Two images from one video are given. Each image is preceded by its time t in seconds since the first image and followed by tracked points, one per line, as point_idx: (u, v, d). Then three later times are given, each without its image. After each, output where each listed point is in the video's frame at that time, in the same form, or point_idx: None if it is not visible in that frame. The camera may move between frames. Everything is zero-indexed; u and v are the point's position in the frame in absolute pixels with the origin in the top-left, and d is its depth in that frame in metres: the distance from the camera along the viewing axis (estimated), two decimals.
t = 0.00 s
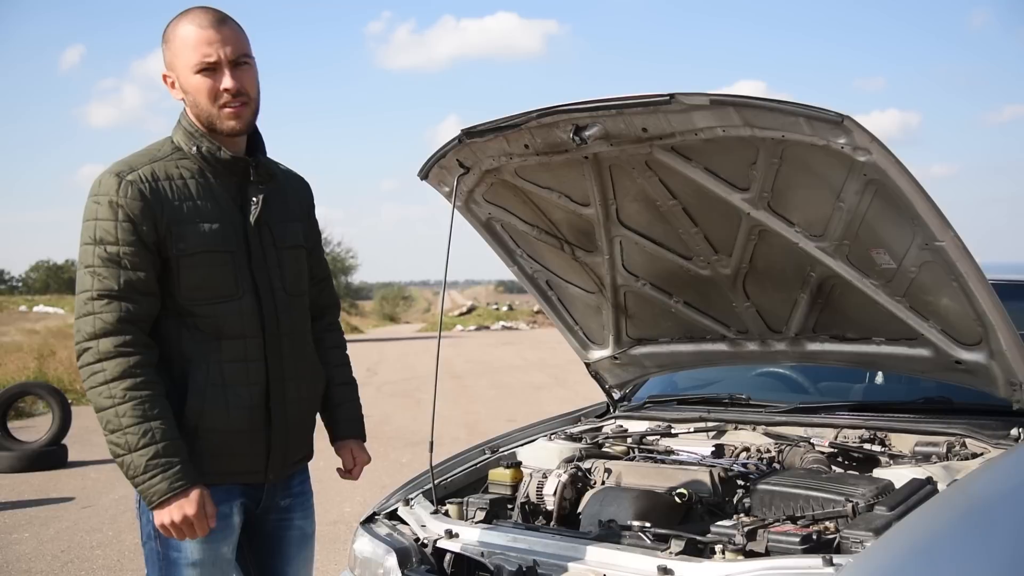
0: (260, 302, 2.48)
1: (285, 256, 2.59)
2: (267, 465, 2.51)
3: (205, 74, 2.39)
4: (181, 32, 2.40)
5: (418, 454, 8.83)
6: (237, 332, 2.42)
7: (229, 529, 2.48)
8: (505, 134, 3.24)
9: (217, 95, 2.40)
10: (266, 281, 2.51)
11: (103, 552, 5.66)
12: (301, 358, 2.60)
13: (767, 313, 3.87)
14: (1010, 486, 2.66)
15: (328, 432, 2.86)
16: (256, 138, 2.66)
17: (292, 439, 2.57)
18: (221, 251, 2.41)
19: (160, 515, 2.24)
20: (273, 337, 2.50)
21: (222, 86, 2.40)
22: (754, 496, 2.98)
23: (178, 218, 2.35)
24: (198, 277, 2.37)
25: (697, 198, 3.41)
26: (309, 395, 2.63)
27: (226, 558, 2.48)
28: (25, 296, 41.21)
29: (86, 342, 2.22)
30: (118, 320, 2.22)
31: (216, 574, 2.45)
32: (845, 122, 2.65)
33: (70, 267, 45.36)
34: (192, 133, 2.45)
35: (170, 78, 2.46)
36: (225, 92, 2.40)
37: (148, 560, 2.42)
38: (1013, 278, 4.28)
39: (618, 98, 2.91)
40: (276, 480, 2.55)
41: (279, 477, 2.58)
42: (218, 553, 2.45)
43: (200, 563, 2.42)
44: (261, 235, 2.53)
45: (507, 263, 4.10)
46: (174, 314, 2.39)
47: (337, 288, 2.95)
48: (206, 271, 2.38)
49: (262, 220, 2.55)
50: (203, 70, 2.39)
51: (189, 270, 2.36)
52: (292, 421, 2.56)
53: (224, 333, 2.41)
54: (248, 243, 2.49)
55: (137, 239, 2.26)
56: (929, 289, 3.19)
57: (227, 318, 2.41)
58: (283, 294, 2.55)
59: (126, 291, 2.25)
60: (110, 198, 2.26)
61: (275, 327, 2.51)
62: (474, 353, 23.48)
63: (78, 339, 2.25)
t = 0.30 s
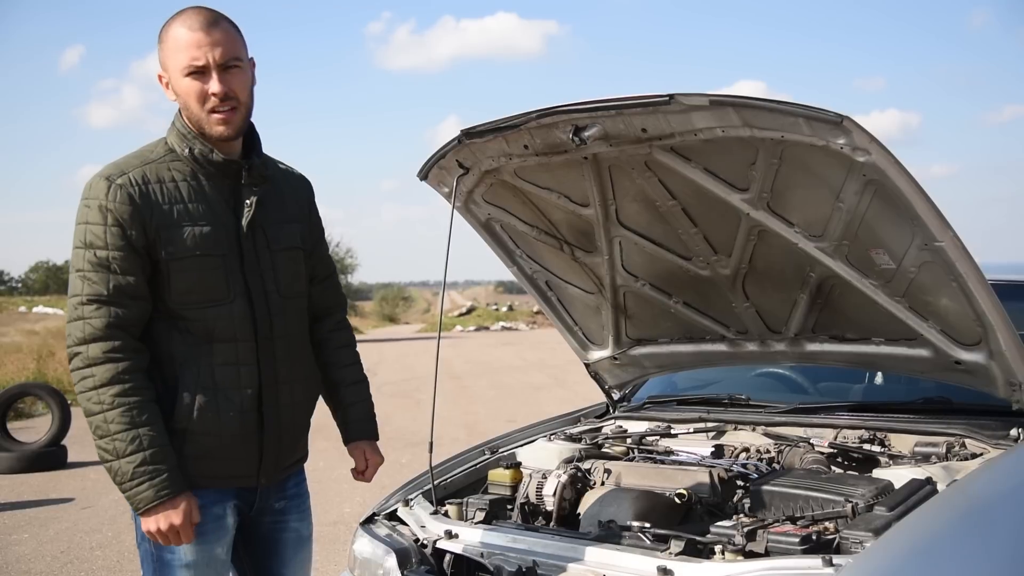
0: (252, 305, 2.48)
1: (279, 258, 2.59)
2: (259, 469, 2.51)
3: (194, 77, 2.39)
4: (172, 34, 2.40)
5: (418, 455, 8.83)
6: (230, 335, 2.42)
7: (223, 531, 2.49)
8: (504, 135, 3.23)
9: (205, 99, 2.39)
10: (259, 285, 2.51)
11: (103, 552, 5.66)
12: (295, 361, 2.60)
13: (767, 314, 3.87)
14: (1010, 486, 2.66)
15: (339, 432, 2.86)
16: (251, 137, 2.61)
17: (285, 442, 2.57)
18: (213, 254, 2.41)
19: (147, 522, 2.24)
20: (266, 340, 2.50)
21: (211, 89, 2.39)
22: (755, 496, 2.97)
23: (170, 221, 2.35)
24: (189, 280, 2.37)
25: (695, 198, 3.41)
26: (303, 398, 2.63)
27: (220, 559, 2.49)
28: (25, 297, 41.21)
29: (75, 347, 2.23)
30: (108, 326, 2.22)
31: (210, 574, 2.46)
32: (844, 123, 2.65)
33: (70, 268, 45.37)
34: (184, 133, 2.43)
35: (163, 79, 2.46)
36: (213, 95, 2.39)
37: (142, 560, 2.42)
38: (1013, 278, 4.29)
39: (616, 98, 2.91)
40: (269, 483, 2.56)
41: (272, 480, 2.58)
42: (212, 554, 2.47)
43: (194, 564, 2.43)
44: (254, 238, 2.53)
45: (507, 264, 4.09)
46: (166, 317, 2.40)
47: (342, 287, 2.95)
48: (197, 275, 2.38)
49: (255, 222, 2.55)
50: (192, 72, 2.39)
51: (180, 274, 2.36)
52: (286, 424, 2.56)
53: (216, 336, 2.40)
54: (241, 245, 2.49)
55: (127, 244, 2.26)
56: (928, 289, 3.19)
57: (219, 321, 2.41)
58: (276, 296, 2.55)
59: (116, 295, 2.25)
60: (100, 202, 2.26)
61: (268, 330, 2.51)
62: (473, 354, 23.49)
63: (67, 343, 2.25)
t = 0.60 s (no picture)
0: (252, 306, 2.48)
1: (278, 258, 2.59)
2: (263, 471, 2.51)
3: (195, 75, 2.38)
4: (173, 31, 2.40)
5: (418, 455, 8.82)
6: (231, 337, 2.42)
7: (227, 533, 2.50)
8: (504, 135, 3.24)
9: (205, 98, 2.39)
10: (258, 285, 2.50)
11: (104, 553, 5.66)
12: (296, 361, 2.59)
13: (768, 314, 3.87)
14: (1011, 487, 2.66)
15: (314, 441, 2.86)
16: (247, 139, 2.63)
17: (289, 443, 2.57)
18: (210, 256, 2.41)
19: (142, 531, 2.24)
20: (267, 341, 2.50)
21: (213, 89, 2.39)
22: (755, 496, 2.96)
23: (166, 224, 2.35)
24: (187, 283, 2.37)
25: (696, 198, 3.41)
26: (305, 398, 2.63)
27: (225, 561, 2.50)
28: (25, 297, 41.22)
29: (71, 354, 2.23)
30: (103, 332, 2.22)
31: None
32: (844, 123, 2.65)
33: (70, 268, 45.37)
34: (176, 134, 2.43)
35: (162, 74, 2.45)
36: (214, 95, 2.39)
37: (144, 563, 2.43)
38: (1013, 279, 4.28)
39: (618, 97, 2.90)
40: (273, 485, 2.56)
41: (275, 482, 2.58)
42: (217, 557, 2.47)
43: (198, 568, 2.43)
44: (252, 238, 2.53)
45: (507, 264, 4.09)
46: (164, 320, 2.40)
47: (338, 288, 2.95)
48: (195, 278, 2.38)
49: (253, 222, 2.55)
50: (193, 70, 2.38)
51: (177, 278, 2.36)
52: (289, 424, 2.56)
53: (216, 338, 2.41)
54: (240, 246, 2.48)
55: (122, 249, 2.26)
56: (929, 289, 3.18)
57: (219, 323, 2.40)
58: (276, 296, 2.55)
59: (112, 300, 2.25)
60: (94, 207, 2.26)
61: (269, 330, 2.51)
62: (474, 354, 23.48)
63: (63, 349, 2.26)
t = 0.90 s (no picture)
0: (259, 308, 2.48)
1: (280, 258, 2.59)
2: (270, 474, 2.52)
3: (265, 89, 2.42)
4: (238, 42, 2.38)
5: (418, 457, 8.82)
6: (238, 340, 2.43)
7: (238, 537, 2.51)
8: (504, 136, 3.24)
9: (271, 113, 2.46)
10: (264, 288, 2.51)
11: (104, 555, 5.66)
12: (299, 364, 2.60)
13: (767, 315, 3.87)
14: (1011, 487, 2.66)
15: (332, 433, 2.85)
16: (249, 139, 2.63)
17: (295, 445, 2.58)
18: (217, 260, 2.40)
19: (145, 543, 2.23)
20: (273, 344, 2.51)
21: (278, 105, 2.46)
22: (755, 497, 2.98)
23: (174, 228, 2.34)
24: (195, 288, 2.37)
25: (696, 199, 3.41)
26: (308, 399, 2.64)
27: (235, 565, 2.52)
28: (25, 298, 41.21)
29: (75, 362, 2.22)
30: (109, 340, 2.21)
31: None
32: (843, 124, 2.65)
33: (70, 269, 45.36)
34: (182, 137, 2.41)
35: (214, 80, 2.39)
36: (277, 111, 2.47)
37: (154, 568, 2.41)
38: (1013, 279, 4.28)
39: (619, 98, 2.90)
40: (280, 488, 2.57)
41: (282, 484, 2.59)
42: (228, 561, 2.49)
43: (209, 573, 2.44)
44: (256, 240, 2.53)
45: (507, 265, 4.09)
46: (170, 325, 2.39)
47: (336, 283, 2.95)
48: (202, 282, 2.38)
49: (256, 224, 2.55)
50: (264, 84, 2.42)
51: (184, 282, 2.35)
52: (294, 427, 2.56)
53: (224, 342, 2.41)
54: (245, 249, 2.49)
55: (130, 254, 2.25)
56: (929, 290, 3.18)
57: (227, 326, 2.41)
58: (280, 297, 2.56)
59: (119, 306, 2.24)
60: (101, 211, 2.24)
61: (275, 332, 2.51)
62: (474, 355, 23.46)
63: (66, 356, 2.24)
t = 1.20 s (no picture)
0: (272, 309, 2.50)
1: (288, 261, 2.61)
2: (277, 474, 2.53)
3: (288, 95, 2.43)
4: (267, 48, 2.39)
5: (418, 457, 8.82)
6: (252, 341, 2.44)
7: (246, 536, 2.51)
8: (504, 137, 3.24)
9: (292, 118, 2.47)
10: (278, 289, 2.53)
11: (103, 556, 5.65)
12: (304, 367, 2.62)
13: (767, 316, 3.88)
14: (1011, 487, 2.66)
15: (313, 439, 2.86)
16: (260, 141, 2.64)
17: (298, 445, 2.60)
18: (235, 260, 2.41)
19: (177, 540, 2.23)
20: (284, 346, 2.53)
21: (298, 110, 2.47)
22: (755, 498, 2.98)
23: (197, 227, 2.35)
24: (215, 287, 2.38)
25: (696, 200, 3.41)
26: (310, 400, 2.65)
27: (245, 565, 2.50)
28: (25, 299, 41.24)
29: (98, 359, 2.20)
30: (135, 337, 2.21)
31: None
32: (843, 125, 2.65)
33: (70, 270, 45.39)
34: (202, 138, 2.41)
35: (240, 83, 2.38)
36: (297, 117, 2.48)
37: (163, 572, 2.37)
38: (1013, 280, 4.29)
39: (617, 99, 2.90)
40: (285, 488, 2.58)
41: (286, 484, 2.60)
42: (237, 561, 2.48)
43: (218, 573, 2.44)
44: (268, 242, 2.55)
45: (507, 266, 4.10)
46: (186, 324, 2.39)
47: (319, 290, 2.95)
48: (221, 282, 2.39)
49: (268, 226, 2.56)
50: (288, 89, 2.42)
51: (205, 282, 2.36)
52: (299, 428, 2.58)
53: (239, 343, 2.42)
54: (260, 251, 2.50)
55: (154, 252, 2.25)
56: (929, 291, 3.18)
57: (243, 327, 2.42)
58: (289, 299, 2.58)
59: (144, 303, 2.23)
60: (125, 207, 2.23)
61: (285, 334, 2.53)
62: (474, 356, 23.47)
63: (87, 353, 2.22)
